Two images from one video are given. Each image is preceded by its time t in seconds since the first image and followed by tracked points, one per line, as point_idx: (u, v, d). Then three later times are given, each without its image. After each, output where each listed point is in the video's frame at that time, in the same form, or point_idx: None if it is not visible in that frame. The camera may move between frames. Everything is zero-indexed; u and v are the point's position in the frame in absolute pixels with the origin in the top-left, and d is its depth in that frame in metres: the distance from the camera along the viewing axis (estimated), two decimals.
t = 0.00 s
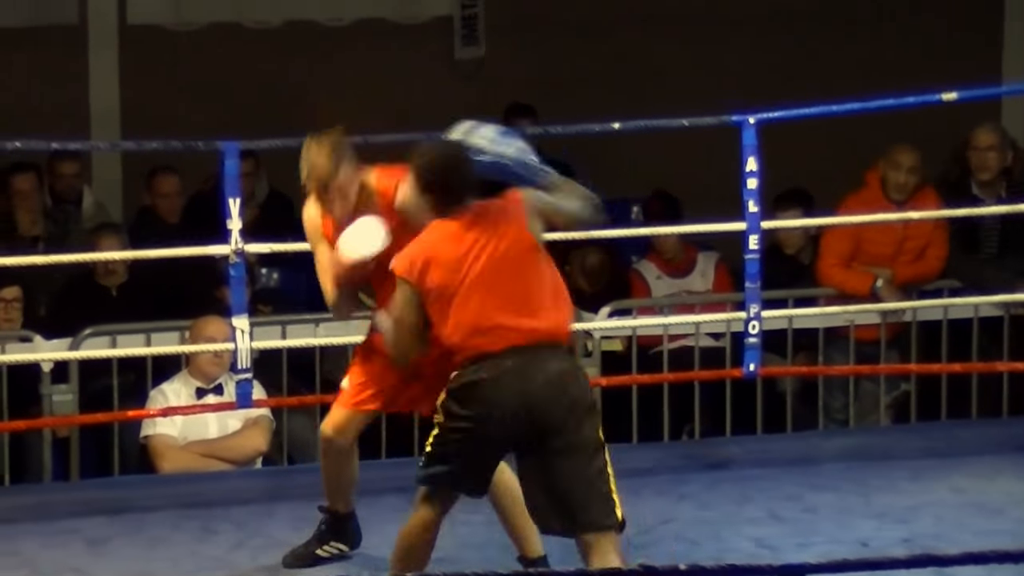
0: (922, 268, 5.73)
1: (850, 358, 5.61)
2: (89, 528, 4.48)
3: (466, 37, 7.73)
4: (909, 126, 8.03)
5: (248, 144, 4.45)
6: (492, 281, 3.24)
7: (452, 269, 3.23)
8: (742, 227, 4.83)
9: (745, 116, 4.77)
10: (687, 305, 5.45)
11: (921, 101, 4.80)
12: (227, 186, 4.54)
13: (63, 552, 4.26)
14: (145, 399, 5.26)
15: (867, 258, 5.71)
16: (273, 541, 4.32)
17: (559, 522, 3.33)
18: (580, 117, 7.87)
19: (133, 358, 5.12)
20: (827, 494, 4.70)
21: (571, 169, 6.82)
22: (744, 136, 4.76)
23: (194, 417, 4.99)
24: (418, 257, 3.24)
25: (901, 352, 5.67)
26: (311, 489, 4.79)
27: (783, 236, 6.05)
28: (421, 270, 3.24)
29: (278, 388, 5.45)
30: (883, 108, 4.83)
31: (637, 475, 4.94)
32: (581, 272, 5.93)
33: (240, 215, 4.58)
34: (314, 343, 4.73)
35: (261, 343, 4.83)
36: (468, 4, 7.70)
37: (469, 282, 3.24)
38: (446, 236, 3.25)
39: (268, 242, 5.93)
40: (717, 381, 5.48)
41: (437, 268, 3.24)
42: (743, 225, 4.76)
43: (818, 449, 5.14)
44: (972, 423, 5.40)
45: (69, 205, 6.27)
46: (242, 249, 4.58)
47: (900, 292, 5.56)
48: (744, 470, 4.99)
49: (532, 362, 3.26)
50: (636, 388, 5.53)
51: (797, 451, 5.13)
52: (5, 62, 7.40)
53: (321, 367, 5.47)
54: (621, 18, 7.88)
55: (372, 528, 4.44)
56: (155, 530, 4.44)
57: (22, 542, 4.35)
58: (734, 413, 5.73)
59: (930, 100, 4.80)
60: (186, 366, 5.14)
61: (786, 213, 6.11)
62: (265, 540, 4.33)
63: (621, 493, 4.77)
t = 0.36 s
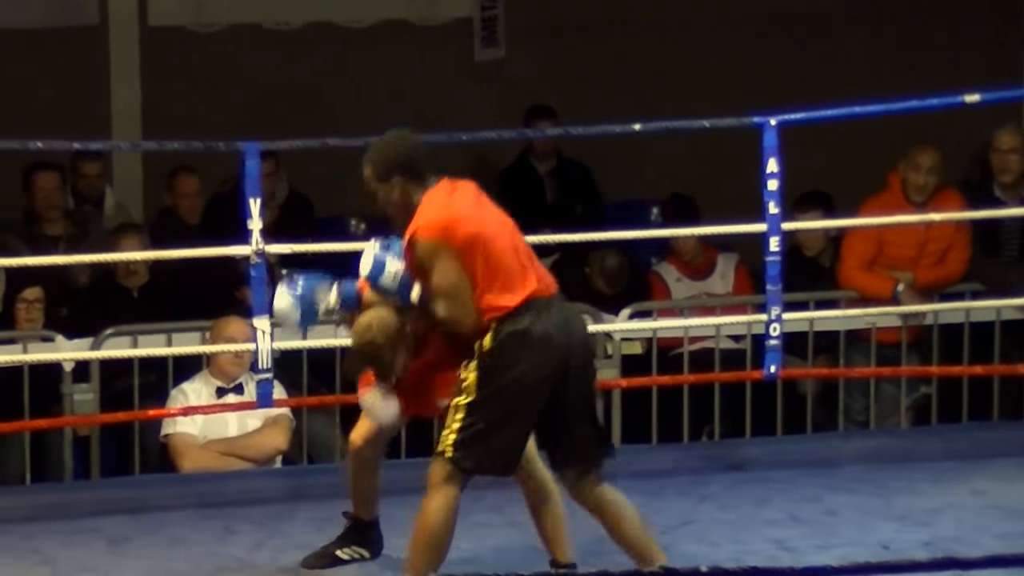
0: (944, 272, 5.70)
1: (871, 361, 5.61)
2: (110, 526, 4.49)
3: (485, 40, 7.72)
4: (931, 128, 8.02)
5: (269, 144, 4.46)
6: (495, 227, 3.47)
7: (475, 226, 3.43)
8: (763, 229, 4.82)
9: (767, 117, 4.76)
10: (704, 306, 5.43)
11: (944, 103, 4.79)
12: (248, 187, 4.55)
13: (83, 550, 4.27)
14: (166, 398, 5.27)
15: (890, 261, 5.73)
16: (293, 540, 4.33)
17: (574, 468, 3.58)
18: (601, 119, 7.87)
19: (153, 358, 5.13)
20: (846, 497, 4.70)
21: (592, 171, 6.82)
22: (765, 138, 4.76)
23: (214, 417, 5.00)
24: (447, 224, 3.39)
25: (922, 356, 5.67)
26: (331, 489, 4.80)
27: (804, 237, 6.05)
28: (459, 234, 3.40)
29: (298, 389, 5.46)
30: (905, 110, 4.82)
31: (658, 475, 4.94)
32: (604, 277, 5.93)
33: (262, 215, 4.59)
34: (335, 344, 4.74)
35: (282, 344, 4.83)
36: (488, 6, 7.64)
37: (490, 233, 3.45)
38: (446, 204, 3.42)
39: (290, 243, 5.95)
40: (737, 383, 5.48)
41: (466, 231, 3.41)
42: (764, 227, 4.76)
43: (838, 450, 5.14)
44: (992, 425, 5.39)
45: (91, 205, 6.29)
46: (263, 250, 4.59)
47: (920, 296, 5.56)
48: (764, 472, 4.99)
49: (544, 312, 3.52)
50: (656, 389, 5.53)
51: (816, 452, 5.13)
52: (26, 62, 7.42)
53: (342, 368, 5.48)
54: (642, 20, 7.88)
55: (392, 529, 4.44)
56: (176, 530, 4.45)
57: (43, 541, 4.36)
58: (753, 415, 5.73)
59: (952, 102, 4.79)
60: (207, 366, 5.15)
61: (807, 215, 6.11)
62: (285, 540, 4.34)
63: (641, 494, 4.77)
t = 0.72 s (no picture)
0: (965, 270, 5.69)
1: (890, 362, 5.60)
2: (130, 527, 4.49)
3: (506, 40, 7.69)
4: (953, 127, 8.01)
5: (289, 144, 4.46)
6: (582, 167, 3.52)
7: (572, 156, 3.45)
8: (782, 230, 4.82)
9: (786, 118, 4.76)
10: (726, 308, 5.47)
11: (963, 104, 4.78)
12: (268, 187, 4.54)
13: (103, 550, 4.28)
14: (185, 399, 5.28)
15: (909, 261, 5.72)
16: (313, 541, 4.33)
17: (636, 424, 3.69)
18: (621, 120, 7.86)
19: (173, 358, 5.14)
20: (866, 498, 4.69)
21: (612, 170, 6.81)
22: (784, 138, 4.75)
23: (233, 416, 5.01)
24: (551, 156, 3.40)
25: (941, 356, 5.66)
26: (351, 489, 4.80)
27: (824, 238, 6.04)
28: (561, 169, 3.41)
29: (318, 388, 5.46)
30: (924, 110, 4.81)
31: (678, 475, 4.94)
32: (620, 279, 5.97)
33: (281, 216, 4.59)
34: (354, 343, 4.74)
35: (301, 344, 4.83)
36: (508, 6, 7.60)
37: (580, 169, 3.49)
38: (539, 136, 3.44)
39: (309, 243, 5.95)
40: (757, 382, 5.47)
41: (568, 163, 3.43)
42: (782, 228, 4.75)
43: (858, 450, 5.14)
44: (1012, 426, 5.38)
45: (110, 205, 6.30)
46: (282, 250, 4.58)
47: (940, 296, 5.55)
48: (784, 472, 4.98)
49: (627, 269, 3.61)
50: (675, 390, 5.53)
51: (837, 453, 5.12)
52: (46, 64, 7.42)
53: (360, 368, 5.49)
54: (662, 20, 7.88)
55: (411, 529, 4.44)
56: (195, 530, 4.46)
57: (63, 541, 4.37)
58: (772, 415, 5.73)
59: (971, 102, 4.78)
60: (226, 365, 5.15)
61: (826, 215, 6.10)
62: (304, 540, 4.34)
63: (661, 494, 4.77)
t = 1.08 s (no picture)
0: (978, 270, 5.68)
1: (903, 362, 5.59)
2: (143, 527, 4.49)
3: (519, 39, 7.75)
4: (965, 126, 8.01)
5: (302, 144, 4.45)
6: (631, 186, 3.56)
7: (599, 190, 3.49)
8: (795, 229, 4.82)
9: (799, 117, 4.75)
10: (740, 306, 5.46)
11: (977, 103, 4.77)
12: (281, 186, 4.54)
13: (117, 550, 4.28)
14: (198, 399, 5.28)
15: (922, 261, 5.71)
16: (326, 541, 4.33)
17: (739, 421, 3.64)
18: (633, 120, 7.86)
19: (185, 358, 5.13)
20: (880, 497, 4.69)
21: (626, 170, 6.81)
22: (798, 138, 4.75)
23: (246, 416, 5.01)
24: (566, 192, 3.49)
25: (954, 356, 5.66)
26: (365, 489, 4.80)
27: (838, 238, 6.04)
28: (582, 198, 3.49)
29: (331, 389, 5.46)
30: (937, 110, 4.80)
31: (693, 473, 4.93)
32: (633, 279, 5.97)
33: (293, 215, 4.59)
34: (367, 343, 4.74)
35: (314, 344, 4.83)
36: (521, 6, 7.70)
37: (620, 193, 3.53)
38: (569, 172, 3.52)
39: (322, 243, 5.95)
40: (770, 382, 5.47)
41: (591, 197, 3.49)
42: (795, 228, 4.75)
43: (870, 450, 5.13)
44: None
45: (123, 204, 6.30)
46: (295, 250, 4.58)
47: (953, 296, 5.54)
48: (797, 472, 4.98)
49: (668, 281, 3.56)
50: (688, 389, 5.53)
51: (850, 453, 5.12)
52: (62, 63, 7.44)
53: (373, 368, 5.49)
54: (674, 19, 7.88)
55: (424, 529, 4.44)
56: (207, 530, 4.46)
57: (76, 542, 4.37)
58: (786, 414, 5.73)
59: (985, 102, 4.77)
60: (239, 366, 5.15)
61: (840, 214, 6.10)
62: (318, 541, 4.34)
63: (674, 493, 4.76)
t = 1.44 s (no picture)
0: (983, 271, 5.67)
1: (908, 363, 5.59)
2: (148, 528, 4.49)
3: (525, 39, 7.69)
4: (972, 128, 8.00)
5: (307, 144, 4.45)
6: (665, 176, 3.37)
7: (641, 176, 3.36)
8: (800, 231, 4.81)
9: (804, 119, 4.75)
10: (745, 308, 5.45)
11: (982, 105, 4.76)
12: (287, 188, 4.54)
13: (123, 551, 4.28)
14: (203, 400, 5.28)
15: (927, 262, 5.72)
16: (331, 543, 4.33)
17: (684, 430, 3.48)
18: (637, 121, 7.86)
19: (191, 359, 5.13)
20: (886, 499, 4.68)
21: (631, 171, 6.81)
22: (803, 140, 4.74)
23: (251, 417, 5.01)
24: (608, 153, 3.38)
25: (959, 358, 5.66)
26: (370, 490, 4.80)
27: (841, 237, 6.04)
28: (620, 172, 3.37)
29: (336, 390, 5.46)
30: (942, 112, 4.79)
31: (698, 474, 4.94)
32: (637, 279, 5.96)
33: (299, 216, 4.58)
34: (372, 345, 4.74)
35: (318, 345, 4.83)
36: (526, 7, 7.62)
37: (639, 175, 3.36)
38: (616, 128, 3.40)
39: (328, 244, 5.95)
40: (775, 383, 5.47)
41: (633, 172, 3.36)
42: (801, 230, 4.75)
43: (876, 451, 5.13)
44: None
45: (128, 205, 6.30)
46: (300, 250, 4.58)
47: (958, 297, 5.54)
48: (803, 473, 4.98)
49: (649, 283, 3.39)
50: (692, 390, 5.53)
51: (855, 454, 5.11)
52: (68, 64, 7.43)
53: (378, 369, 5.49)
54: (680, 20, 7.87)
55: (429, 530, 4.44)
56: (213, 531, 4.46)
57: (81, 543, 4.37)
58: (790, 415, 5.73)
59: (990, 104, 4.76)
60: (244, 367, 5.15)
61: (846, 215, 6.10)
62: (323, 543, 4.34)
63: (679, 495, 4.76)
